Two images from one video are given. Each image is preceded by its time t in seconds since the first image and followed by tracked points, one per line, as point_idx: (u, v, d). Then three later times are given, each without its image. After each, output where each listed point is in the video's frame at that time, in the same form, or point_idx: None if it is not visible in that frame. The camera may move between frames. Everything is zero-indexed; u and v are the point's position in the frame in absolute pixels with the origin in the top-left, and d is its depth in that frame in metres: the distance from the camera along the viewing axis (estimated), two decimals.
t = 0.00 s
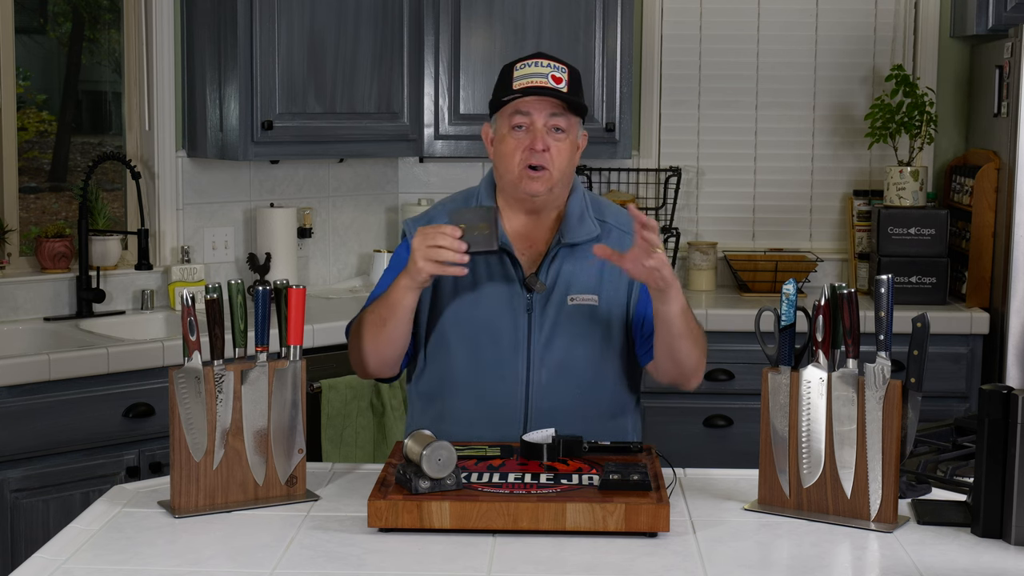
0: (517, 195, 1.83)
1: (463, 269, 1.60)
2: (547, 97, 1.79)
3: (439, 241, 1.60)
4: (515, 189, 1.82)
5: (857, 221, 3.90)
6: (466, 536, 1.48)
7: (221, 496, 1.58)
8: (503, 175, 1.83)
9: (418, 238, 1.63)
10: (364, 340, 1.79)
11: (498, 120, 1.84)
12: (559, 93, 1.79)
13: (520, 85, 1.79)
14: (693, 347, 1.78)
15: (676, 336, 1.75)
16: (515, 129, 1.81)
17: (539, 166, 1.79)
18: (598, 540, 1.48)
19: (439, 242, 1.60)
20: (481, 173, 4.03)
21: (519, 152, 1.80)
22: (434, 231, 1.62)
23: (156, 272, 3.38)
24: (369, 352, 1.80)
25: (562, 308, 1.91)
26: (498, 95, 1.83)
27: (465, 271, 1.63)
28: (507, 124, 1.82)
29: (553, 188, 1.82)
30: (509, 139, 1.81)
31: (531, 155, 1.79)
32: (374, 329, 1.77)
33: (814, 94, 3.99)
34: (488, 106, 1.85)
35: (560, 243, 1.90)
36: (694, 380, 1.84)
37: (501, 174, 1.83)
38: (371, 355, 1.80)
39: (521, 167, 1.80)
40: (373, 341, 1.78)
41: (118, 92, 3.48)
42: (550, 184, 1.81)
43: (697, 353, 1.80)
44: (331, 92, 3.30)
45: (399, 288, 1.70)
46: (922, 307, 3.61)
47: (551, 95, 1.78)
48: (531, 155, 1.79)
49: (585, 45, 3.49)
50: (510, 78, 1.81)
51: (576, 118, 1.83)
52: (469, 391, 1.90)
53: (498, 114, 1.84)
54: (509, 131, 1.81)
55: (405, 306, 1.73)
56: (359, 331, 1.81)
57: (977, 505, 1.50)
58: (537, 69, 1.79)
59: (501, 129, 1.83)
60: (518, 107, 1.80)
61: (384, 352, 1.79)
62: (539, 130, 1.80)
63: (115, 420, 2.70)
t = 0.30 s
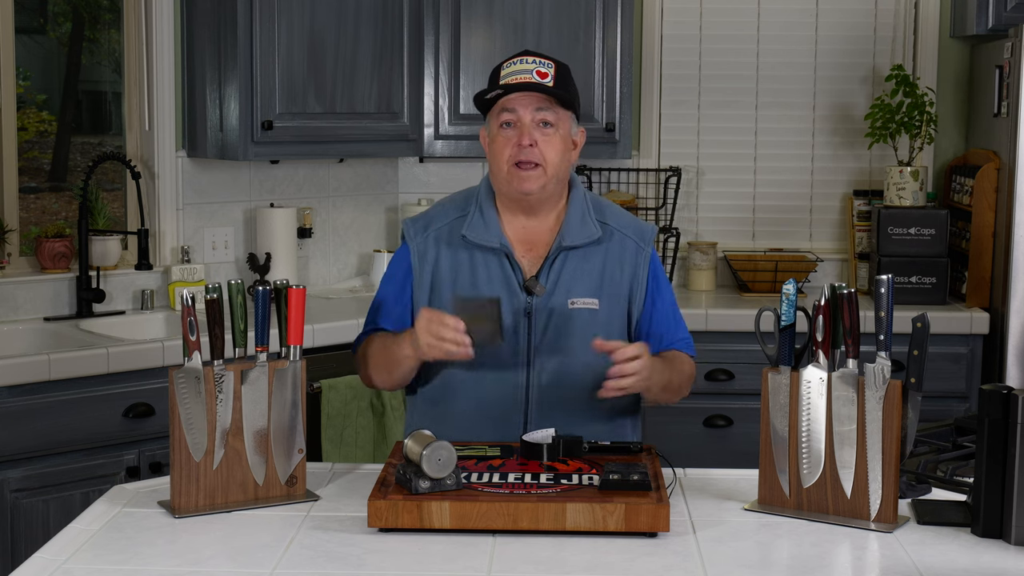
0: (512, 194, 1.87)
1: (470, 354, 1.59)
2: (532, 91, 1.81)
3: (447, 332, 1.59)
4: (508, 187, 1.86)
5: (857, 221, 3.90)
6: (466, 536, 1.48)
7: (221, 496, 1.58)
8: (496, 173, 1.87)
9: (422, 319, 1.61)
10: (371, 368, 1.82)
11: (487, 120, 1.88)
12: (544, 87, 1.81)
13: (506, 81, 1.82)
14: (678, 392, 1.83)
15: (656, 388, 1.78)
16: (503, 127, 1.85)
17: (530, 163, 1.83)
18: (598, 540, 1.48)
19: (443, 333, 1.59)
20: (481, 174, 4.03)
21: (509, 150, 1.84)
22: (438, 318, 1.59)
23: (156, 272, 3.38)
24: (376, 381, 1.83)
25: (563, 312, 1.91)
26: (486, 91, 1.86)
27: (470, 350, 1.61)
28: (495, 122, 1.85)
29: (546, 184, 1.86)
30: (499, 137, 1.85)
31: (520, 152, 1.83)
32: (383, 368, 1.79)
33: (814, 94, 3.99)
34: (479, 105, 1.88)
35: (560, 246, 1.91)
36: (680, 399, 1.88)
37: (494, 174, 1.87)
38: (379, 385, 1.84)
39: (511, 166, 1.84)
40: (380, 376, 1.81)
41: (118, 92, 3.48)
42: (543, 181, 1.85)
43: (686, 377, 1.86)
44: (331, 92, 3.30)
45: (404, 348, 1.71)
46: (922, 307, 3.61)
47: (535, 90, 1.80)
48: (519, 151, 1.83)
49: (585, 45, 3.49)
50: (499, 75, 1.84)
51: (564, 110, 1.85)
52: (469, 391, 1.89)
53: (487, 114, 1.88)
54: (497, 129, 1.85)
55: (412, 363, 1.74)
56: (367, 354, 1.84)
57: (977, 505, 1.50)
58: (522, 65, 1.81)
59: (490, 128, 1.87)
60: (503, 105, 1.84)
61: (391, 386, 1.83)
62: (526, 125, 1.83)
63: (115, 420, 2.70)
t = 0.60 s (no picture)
0: (512, 194, 1.86)
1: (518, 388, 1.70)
2: (531, 91, 1.82)
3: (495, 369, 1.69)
4: (508, 187, 1.85)
5: (857, 221, 3.90)
6: (466, 536, 1.48)
7: (221, 496, 1.58)
8: (495, 175, 1.86)
9: (471, 354, 1.71)
10: (386, 380, 1.86)
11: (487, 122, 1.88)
12: (543, 86, 1.81)
13: (504, 83, 1.83)
14: (656, 396, 1.85)
15: (627, 394, 1.80)
16: (503, 127, 1.84)
17: (530, 161, 1.82)
18: (598, 540, 1.48)
19: (495, 369, 1.69)
20: (481, 174, 4.03)
21: (508, 150, 1.83)
22: (489, 354, 1.69)
23: (156, 272, 3.38)
24: (388, 391, 1.87)
25: (561, 313, 1.91)
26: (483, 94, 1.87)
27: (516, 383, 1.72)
28: (495, 124, 1.85)
29: (548, 182, 1.84)
30: (498, 138, 1.84)
31: (521, 151, 1.82)
32: (403, 383, 1.84)
33: (814, 94, 3.99)
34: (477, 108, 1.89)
35: (559, 248, 1.90)
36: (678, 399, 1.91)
37: (494, 175, 1.86)
38: (389, 395, 1.88)
39: (512, 165, 1.83)
40: (397, 389, 1.86)
41: (118, 92, 3.49)
42: (544, 179, 1.83)
43: (671, 383, 1.86)
44: (331, 92, 3.30)
45: (440, 371, 1.77)
46: (922, 307, 3.62)
47: (535, 89, 1.81)
48: (521, 151, 1.82)
49: (585, 46, 3.49)
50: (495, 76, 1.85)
51: (563, 109, 1.86)
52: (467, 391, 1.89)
53: (486, 117, 1.88)
54: (497, 130, 1.85)
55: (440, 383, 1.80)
56: (379, 365, 1.87)
57: (977, 505, 1.50)
58: (519, 66, 1.82)
59: (490, 130, 1.87)
60: (503, 105, 1.84)
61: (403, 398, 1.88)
62: (527, 126, 1.83)
63: (115, 420, 2.70)
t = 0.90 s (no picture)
0: (507, 197, 1.86)
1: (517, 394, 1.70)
2: (519, 96, 1.82)
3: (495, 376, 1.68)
4: (502, 191, 1.85)
5: (857, 221, 3.90)
6: (466, 536, 1.48)
7: (221, 496, 1.58)
8: (489, 181, 1.86)
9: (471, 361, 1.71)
10: (382, 382, 1.86)
11: (478, 128, 1.88)
12: (531, 90, 1.81)
13: (492, 88, 1.83)
14: (657, 396, 1.85)
15: (628, 396, 1.80)
16: (493, 133, 1.84)
17: (521, 165, 1.81)
18: (598, 540, 1.48)
19: (493, 375, 1.69)
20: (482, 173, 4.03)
21: (499, 155, 1.83)
22: (488, 361, 1.69)
23: (156, 272, 3.38)
24: (383, 392, 1.88)
25: (561, 314, 1.91)
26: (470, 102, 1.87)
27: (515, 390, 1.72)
28: (485, 130, 1.85)
29: (541, 184, 1.84)
30: (489, 144, 1.84)
31: (511, 157, 1.82)
32: (399, 384, 1.85)
33: (814, 94, 3.99)
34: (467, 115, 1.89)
35: (559, 249, 1.90)
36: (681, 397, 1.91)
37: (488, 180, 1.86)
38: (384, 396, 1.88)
39: (504, 171, 1.82)
40: (392, 391, 1.86)
41: (118, 92, 3.49)
42: (537, 182, 1.83)
43: (671, 383, 1.87)
44: (331, 92, 3.30)
45: (437, 373, 1.78)
46: (922, 307, 3.62)
47: (522, 93, 1.81)
48: (511, 156, 1.82)
49: (585, 45, 3.49)
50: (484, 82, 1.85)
51: (552, 110, 1.85)
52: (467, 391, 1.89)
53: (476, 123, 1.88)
54: (488, 138, 1.84)
55: (435, 386, 1.81)
56: (377, 366, 1.88)
57: (977, 505, 1.50)
58: (506, 69, 1.82)
59: (480, 136, 1.87)
60: (491, 111, 1.84)
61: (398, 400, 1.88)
62: (515, 131, 1.82)
63: (115, 420, 2.70)
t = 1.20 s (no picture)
0: (506, 197, 1.86)
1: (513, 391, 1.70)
2: (514, 95, 1.82)
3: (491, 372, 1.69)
4: (501, 190, 1.85)
5: (857, 221, 3.90)
6: (466, 536, 1.49)
7: (221, 496, 1.58)
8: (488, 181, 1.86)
9: (466, 355, 1.71)
10: (383, 380, 1.86)
11: (476, 129, 1.88)
12: (525, 89, 1.81)
13: (488, 87, 1.84)
14: (655, 396, 1.85)
15: (625, 396, 1.80)
16: (491, 133, 1.85)
17: (519, 163, 1.82)
18: (598, 540, 1.48)
19: (489, 371, 1.69)
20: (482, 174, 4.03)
21: (497, 154, 1.84)
22: (485, 357, 1.69)
23: (156, 272, 3.38)
24: (384, 390, 1.87)
25: (561, 313, 1.91)
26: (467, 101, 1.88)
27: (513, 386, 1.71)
28: (483, 131, 1.86)
29: (540, 182, 1.84)
30: (488, 144, 1.85)
31: (509, 155, 1.82)
32: (400, 382, 1.84)
33: (814, 94, 3.99)
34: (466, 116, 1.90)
35: (559, 247, 1.90)
36: (680, 396, 1.91)
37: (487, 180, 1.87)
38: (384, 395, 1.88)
39: (502, 170, 1.83)
40: (392, 388, 1.86)
41: (118, 92, 3.49)
42: (535, 178, 1.83)
43: (670, 384, 1.87)
44: (331, 92, 3.30)
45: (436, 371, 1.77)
46: (922, 307, 3.62)
47: (517, 93, 1.81)
48: (509, 154, 1.82)
49: (585, 45, 3.49)
50: (482, 81, 1.85)
51: (549, 108, 1.85)
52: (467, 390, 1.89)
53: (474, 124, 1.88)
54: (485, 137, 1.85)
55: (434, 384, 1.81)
56: (378, 364, 1.87)
57: (977, 505, 1.50)
58: (502, 69, 1.82)
59: (478, 137, 1.87)
60: (487, 111, 1.84)
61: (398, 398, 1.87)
62: (512, 129, 1.83)
63: (115, 420, 2.70)
